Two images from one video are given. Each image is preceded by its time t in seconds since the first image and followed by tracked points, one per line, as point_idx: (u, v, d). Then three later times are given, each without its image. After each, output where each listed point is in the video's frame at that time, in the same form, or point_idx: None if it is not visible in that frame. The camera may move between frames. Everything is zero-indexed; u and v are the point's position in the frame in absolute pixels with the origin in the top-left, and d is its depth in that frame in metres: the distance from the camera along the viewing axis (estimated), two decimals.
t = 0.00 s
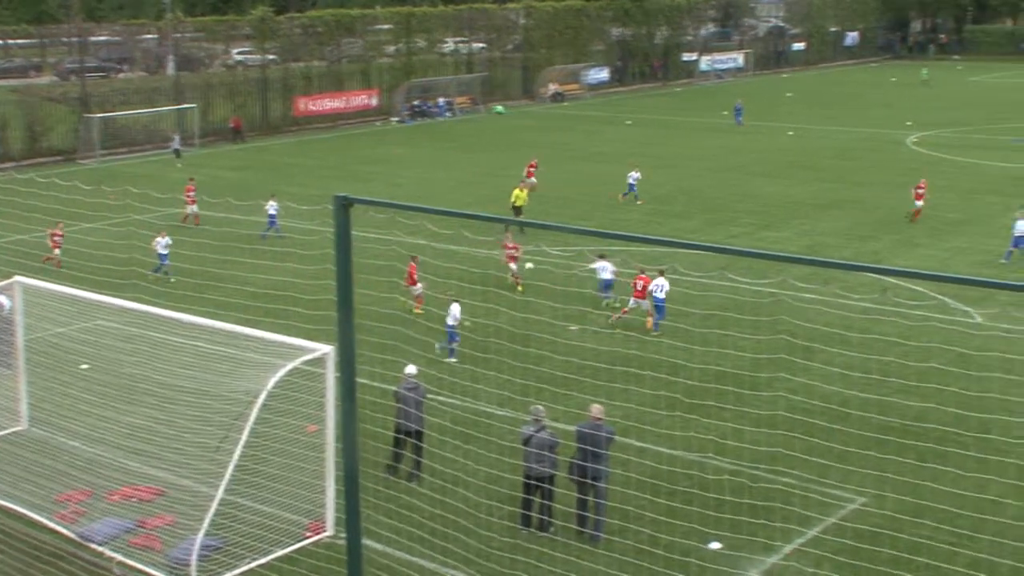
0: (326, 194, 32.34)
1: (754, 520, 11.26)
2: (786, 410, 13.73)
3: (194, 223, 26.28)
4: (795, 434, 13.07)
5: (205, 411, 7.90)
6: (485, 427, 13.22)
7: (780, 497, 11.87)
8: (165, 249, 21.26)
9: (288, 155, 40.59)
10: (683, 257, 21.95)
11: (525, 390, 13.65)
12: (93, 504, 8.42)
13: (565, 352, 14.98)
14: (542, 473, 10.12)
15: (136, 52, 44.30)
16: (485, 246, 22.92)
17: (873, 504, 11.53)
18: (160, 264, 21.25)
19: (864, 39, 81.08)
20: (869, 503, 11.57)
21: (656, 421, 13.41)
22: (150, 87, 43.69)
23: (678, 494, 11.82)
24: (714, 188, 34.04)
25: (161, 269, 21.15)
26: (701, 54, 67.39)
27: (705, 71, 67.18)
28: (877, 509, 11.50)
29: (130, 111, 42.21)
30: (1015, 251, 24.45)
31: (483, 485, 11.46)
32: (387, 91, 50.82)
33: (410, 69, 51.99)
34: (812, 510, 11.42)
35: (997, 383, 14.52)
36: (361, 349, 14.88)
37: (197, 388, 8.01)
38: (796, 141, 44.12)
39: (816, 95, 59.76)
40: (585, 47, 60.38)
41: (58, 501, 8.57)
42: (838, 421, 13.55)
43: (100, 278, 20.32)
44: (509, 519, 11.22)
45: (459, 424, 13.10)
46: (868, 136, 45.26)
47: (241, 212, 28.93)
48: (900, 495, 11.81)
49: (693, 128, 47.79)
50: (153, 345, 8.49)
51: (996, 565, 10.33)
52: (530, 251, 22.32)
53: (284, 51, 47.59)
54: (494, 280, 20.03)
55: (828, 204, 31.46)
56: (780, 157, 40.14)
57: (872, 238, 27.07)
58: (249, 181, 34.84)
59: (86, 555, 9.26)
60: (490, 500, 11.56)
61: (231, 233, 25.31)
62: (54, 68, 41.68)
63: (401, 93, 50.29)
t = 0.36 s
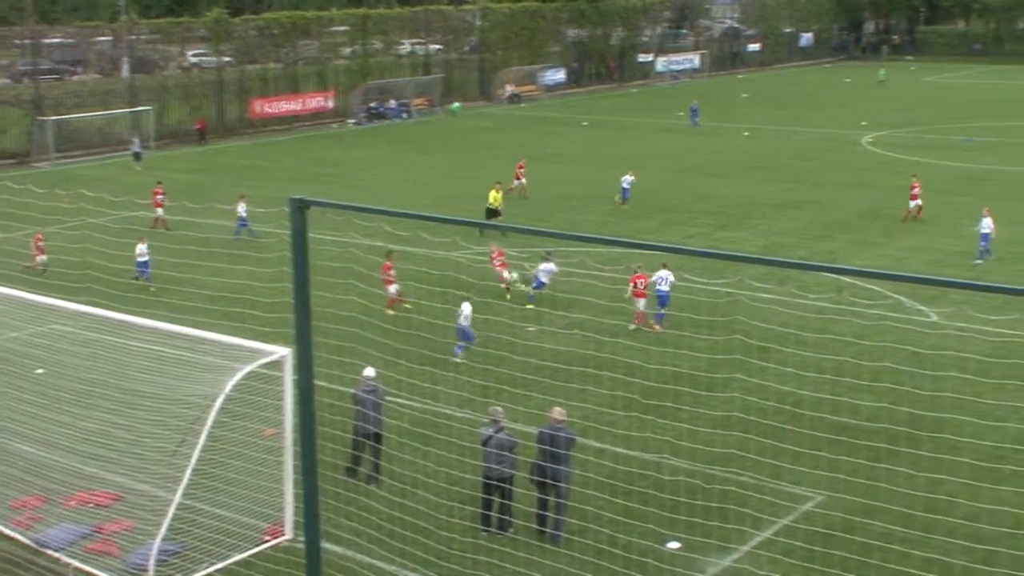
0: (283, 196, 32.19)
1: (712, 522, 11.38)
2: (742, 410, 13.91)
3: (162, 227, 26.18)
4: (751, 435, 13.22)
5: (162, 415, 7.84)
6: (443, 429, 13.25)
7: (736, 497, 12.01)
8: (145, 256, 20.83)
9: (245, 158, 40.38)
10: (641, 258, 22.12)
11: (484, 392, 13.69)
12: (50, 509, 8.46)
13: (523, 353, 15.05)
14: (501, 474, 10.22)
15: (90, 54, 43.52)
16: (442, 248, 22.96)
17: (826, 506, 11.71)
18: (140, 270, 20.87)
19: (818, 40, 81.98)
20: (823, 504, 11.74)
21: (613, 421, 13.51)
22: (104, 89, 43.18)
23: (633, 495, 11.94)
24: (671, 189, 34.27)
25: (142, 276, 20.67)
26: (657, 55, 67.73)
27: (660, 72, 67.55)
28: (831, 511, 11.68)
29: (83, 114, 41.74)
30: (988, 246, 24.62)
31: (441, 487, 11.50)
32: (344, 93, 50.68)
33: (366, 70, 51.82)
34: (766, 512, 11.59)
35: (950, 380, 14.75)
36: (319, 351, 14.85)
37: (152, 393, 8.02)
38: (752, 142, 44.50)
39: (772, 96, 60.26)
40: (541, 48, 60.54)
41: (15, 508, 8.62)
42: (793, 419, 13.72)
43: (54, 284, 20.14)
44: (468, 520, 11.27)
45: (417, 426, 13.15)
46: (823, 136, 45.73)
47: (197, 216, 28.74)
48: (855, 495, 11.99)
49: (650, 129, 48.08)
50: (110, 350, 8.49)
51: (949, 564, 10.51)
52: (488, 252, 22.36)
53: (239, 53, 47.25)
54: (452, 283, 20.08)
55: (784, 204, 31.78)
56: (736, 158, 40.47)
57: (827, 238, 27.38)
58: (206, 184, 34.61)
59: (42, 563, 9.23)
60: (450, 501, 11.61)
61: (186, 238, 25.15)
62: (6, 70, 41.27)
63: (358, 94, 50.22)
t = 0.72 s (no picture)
0: (249, 198, 32.03)
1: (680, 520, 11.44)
2: (709, 409, 13.99)
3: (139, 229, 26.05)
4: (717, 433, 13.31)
5: (126, 417, 7.80)
6: (411, 430, 13.23)
7: (703, 495, 12.08)
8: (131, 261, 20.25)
9: (210, 159, 40.15)
10: (607, 258, 22.20)
11: (451, 393, 13.68)
12: (15, 512, 8.43)
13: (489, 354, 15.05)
14: (469, 475, 10.23)
15: (53, 56, 42.75)
16: (408, 248, 22.94)
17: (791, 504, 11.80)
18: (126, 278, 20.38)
19: (782, 40, 82.57)
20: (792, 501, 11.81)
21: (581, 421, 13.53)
22: (66, 90, 42.72)
23: (600, 494, 11.98)
24: (637, 188, 34.41)
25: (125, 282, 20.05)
26: (622, 55, 67.99)
27: (626, 72, 67.85)
28: (797, 508, 11.77)
29: (46, 115, 41.33)
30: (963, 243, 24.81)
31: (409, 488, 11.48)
32: (308, 93, 50.51)
33: (331, 71, 51.62)
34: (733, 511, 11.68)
35: (914, 377, 14.89)
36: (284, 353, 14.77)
37: (116, 396, 7.98)
38: (717, 141, 44.72)
39: (736, 95, 60.63)
40: (507, 48, 60.63)
41: None
42: (760, 418, 13.79)
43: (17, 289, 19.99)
44: (437, 521, 11.25)
45: (385, 426, 13.16)
46: (788, 136, 46.04)
47: (161, 218, 28.55)
48: (820, 491, 12.08)
49: (616, 129, 48.23)
50: (73, 353, 8.43)
51: (915, 560, 10.60)
52: (453, 253, 22.37)
53: (203, 54, 46.96)
54: (419, 284, 20.04)
55: (749, 204, 31.97)
56: (702, 157, 40.67)
57: (792, 237, 27.58)
58: (171, 186, 34.39)
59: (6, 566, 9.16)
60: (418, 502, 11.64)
61: (151, 240, 24.98)
62: None
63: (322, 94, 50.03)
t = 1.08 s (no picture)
0: (216, 199, 31.87)
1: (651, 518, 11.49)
2: (679, 408, 14.09)
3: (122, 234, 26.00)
4: (687, 432, 13.39)
5: (96, 420, 7.77)
6: (381, 431, 13.28)
7: (675, 494, 12.14)
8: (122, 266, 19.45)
9: (177, 161, 39.93)
10: (577, 259, 22.27)
11: (421, 394, 13.71)
12: None
13: (458, 354, 15.07)
14: (441, 475, 10.26)
15: (17, 57, 42.42)
16: (378, 249, 22.91)
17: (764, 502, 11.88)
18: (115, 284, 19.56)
19: (749, 40, 83.02)
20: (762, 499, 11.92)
21: (551, 422, 13.59)
22: (31, 91, 42.25)
23: (572, 494, 12.03)
24: (605, 189, 34.54)
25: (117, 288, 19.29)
26: (590, 55, 68.12)
27: (594, 73, 67.97)
28: (769, 507, 11.85)
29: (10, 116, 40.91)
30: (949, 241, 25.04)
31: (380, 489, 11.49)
32: (276, 95, 50.29)
33: (299, 73, 51.46)
34: (706, 509, 11.75)
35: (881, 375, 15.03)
36: (254, 356, 14.72)
37: (85, 399, 7.92)
38: (685, 141, 44.90)
39: (704, 96, 60.88)
40: (475, 49, 60.64)
41: None
42: (730, 417, 13.89)
43: None
44: (409, 521, 11.28)
45: (355, 428, 13.17)
46: (755, 136, 46.28)
47: (129, 220, 28.37)
48: (792, 489, 12.17)
49: (585, 129, 48.35)
50: (41, 356, 8.37)
51: (883, 557, 10.70)
52: (423, 254, 22.36)
53: (170, 56, 46.65)
54: (389, 285, 20.03)
55: (718, 204, 32.14)
56: (670, 157, 40.82)
57: (761, 237, 27.77)
58: (137, 187, 34.17)
59: None
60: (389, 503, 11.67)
61: (117, 241, 24.79)
62: None
63: (290, 95, 49.90)
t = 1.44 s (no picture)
0: (190, 201, 31.70)
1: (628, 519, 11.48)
2: (655, 408, 14.13)
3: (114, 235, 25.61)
4: (664, 432, 13.43)
5: (70, 423, 7.76)
6: (358, 433, 13.29)
7: (652, 493, 12.14)
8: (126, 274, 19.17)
9: (151, 163, 39.71)
10: (554, 258, 22.32)
11: (397, 396, 13.68)
12: None
13: (434, 356, 15.04)
14: (416, 478, 10.34)
15: None
16: (354, 251, 22.84)
17: (741, 500, 11.89)
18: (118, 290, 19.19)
19: (723, 40, 83.34)
20: (738, 498, 11.96)
21: (528, 422, 13.58)
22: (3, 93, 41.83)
23: (549, 494, 12.02)
24: (581, 189, 34.58)
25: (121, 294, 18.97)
26: (565, 56, 68.16)
27: (569, 73, 68.02)
28: (745, 505, 11.87)
29: None
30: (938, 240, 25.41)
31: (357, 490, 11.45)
32: (250, 96, 50.07)
33: (274, 73, 51.28)
34: (683, 509, 11.76)
35: (856, 374, 15.09)
36: (229, 358, 14.68)
37: (59, 402, 7.90)
38: (661, 141, 45.01)
39: (679, 96, 61.03)
40: (450, 49, 60.57)
41: None
42: (705, 417, 13.92)
43: None
44: (385, 523, 11.24)
45: (332, 430, 13.18)
46: (731, 136, 46.45)
47: (103, 222, 28.23)
48: (768, 488, 12.19)
49: (561, 130, 48.41)
50: (16, 361, 8.37)
51: (858, 554, 10.74)
52: (399, 254, 22.36)
53: (144, 56, 46.37)
54: (364, 287, 19.96)
55: (693, 203, 32.26)
56: (646, 157, 40.91)
57: (736, 236, 27.89)
58: (111, 189, 33.97)
59: None
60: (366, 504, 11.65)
61: (91, 243, 24.66)
62: None
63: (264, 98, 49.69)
